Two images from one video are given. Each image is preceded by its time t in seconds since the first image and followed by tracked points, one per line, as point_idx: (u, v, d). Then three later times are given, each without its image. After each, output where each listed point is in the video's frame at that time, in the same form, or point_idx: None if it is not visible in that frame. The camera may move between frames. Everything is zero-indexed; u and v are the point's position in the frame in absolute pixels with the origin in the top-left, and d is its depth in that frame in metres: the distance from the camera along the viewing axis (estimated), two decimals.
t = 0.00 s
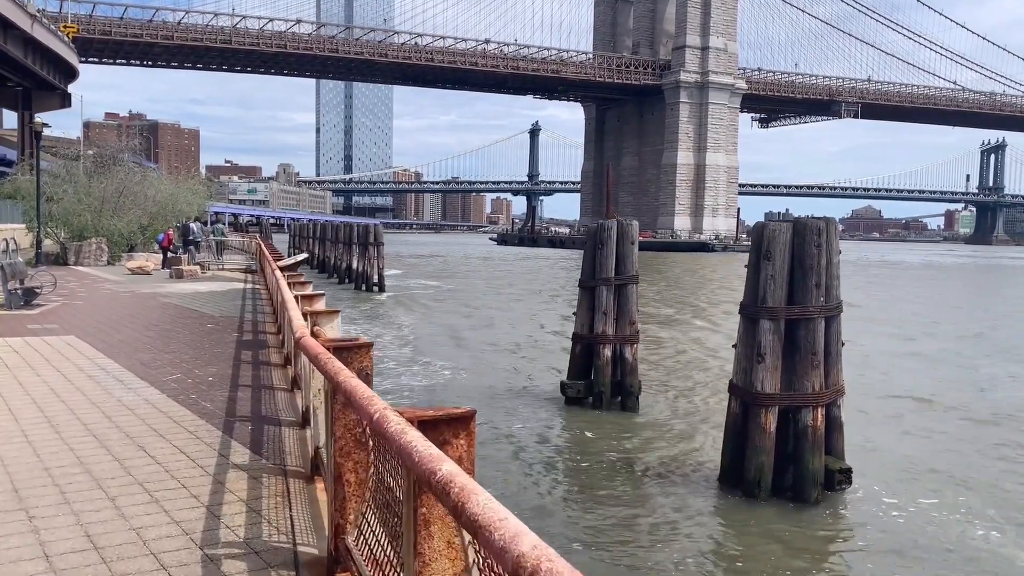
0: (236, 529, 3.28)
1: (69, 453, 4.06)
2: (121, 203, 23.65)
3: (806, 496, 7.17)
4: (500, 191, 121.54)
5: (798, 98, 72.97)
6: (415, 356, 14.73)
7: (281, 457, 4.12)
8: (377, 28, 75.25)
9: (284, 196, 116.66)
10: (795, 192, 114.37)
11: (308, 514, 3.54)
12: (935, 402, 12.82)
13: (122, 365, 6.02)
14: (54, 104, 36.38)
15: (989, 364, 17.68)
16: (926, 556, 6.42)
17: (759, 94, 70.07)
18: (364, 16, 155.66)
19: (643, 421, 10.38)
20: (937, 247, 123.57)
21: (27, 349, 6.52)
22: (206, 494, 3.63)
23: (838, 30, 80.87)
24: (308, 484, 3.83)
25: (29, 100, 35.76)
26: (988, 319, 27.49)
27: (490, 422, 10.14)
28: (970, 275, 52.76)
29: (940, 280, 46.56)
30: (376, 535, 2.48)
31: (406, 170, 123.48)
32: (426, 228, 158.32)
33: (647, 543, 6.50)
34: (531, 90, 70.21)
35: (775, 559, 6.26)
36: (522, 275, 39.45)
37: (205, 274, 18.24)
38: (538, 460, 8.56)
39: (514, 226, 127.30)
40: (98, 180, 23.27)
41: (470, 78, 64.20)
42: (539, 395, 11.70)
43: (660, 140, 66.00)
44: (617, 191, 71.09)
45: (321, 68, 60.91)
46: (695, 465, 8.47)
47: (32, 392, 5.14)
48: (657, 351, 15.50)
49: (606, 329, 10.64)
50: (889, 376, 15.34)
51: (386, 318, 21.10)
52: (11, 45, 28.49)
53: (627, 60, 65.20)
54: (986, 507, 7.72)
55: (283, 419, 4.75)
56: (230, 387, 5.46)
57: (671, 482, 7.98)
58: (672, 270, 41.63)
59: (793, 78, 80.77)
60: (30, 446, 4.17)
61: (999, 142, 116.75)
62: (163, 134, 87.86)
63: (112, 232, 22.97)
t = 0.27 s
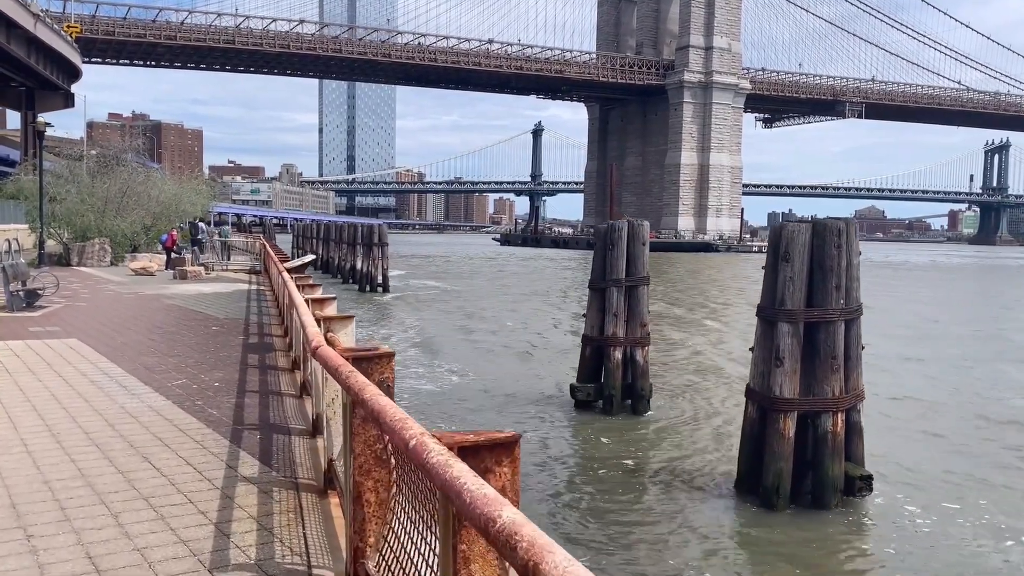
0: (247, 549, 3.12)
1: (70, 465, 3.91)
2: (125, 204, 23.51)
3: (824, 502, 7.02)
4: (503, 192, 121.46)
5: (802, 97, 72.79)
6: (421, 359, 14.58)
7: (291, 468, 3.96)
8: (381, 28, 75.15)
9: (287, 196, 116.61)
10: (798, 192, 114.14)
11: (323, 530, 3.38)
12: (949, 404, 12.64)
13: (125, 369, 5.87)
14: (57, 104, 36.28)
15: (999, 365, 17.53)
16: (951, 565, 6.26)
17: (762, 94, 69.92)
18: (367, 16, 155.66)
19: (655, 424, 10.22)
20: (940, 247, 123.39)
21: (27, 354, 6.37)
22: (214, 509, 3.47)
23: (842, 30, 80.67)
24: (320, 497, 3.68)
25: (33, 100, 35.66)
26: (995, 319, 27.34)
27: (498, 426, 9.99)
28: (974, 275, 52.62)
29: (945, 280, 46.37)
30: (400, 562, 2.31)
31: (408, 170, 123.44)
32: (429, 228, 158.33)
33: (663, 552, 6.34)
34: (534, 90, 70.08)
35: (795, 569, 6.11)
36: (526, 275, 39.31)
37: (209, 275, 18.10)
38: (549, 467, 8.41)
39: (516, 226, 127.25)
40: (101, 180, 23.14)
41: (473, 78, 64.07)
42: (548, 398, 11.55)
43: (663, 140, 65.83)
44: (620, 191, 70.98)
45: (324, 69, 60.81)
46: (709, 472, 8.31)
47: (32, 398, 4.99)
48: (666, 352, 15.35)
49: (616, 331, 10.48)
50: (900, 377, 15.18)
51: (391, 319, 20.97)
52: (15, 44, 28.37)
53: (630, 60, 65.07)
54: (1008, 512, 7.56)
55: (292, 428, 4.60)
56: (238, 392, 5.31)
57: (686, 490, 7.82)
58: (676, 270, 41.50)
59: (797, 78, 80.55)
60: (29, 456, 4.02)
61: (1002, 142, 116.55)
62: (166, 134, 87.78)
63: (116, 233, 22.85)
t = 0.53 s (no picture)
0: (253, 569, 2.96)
1: (69, 477, 3.76)
2: (127, 204, 23.35)
3: (842, 509, 6.84)
4: (505, 192, 121.30)
5: (805, 97, 72.57)
6: (425, 361, 14.42)
7: (299, 480, 3.81)
8: (383, 29, 75.06)
9: (289, 196, 116.54)
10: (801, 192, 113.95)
11: (334, 546, 3.22)
12: (961, 405, 12.47)
13: (127, 373, 5.73)
14: (59, 104, 36.19)
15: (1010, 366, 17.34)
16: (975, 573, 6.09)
17: (765, 94, 69.67)
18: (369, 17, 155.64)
19: (664, 427, 10.08)
20: (943, 248, 123.09)
21: (27, 357, 6.23)
22: (219, 525, 3.32)
23: (845, 30, 80.44)
24: (329, 510, 3.53)
25: (35, 100, 35.54)
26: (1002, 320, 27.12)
27: (505, 430, 9.83)
28: (978, 276, 52.35)
29: (948, 280, 46.21)
30: None
31: (410, 170, 123.31)
32: (431, 228, 158.23)
33: (677, 560, 6.19)
34: (536, 90, 69.89)
35: None
36: (528, 276, 39.16)
37: (211, 276, 17.96)
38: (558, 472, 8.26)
39: (518, 226, 127.20)
40: (103, 180, 23.03)
41: (476, 78, 63.96)
42: (555, 401, 11.39)
43: (666, 140, 65.67)
44: (623, 191, 70.78)
45: (327, 69, 60.71)
46: (721, 477, 8.14)
47: (30, 404, 4.84)
48: (673, 354, 15.17)
49: (625, 333, 10.32)
50: (910, 378, 15.00)
51: (394, 320, 20.81)
52: (16, 44, 28.26)
53: (632, 60, 64.85)
54: None
55: (299, 436, 4.44)
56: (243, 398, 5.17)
57: (699, 496, 7.66)
58: (679, 270, 41.32)
59: (800, 78, 80.37)
60: (25, 467, 3.87)
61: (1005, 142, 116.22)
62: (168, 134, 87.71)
63: (117, 233, 22.73)
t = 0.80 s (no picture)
0: None
1: (61, 488, 3.59)
2: (128, 204, 23.15)
3: (859, 515, 6.67)
4: (506, 192, 121.17)
5: (806, 97, 72.36)
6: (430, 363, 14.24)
7: (303, 492, 3.64)
8: (384, 28, 74.89)
9: (290, 196, 116.42)
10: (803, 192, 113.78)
11: (340, 564, 3.05)
12: (972, 405, 12.29)
13: (125, 377, 5.55)
14: (59, 104, 36.09)
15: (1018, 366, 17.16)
16: None
17: (767, 94, 69.52)
18: (370, 17, 155.40)
19: (673, 430, 9.88)
20: (944, 248, 122.88)
21: (23, 359, 6.05)
22: (219, 541, 3.14)
23: (847, 30, 80.22)
24: (335, 522, 3.36)
25: (35, 100, 35.37)
26: (1007, 320, 26.93)
27: (512, 433, 9.65)
28: (980, 276, 52.17)
29: (951, 280, 46.03)
30: None
31: (411, 170, 123.13)
32: (432, 229, 158.07)
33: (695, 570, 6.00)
34: (537, 90, 69.71)
35: None
36: (530, 276, 38.99)
37: (212, 276, 17.78)
38: (566, 478, 8.07)
39: (519, 227, 127.07)
40: (103, 179, 22.87)
41: (477, 78, 63.79)
42: (562, 405, 11.21)
43: (668, 140, 65.49)
44: (624, 191, 70.59)
45: (328, 69, 60.55)
46: (735, 482, 7.95)
47: (24, 409, 4.67)
48: (679, 355, 15.02)
49: (633, 334, 10.14)
50: (918, 378, 14.83)
51: (397, 321, 20.64)
52: (16, 43, 28.08)
53: (634, 59, 64.65)
54: None
55: (303, 443, 4.28)
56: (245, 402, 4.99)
57: (711, 502, 7.48)
58: (681, 271, 41.14)
59: (801, 77, 80.18)
60: (17, 478, 3.70)
61: (1006, 143, 115.88)
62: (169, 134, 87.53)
63: (118, 233, 22.58)
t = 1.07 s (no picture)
0: None
1: (57, 507, 3.43)
2: (130, 204, 23.03)
3: (877, 525, 6.52)
4: (507, 192, 121.05)
5: (809, 97, 72.18)
6: (435, 365, 14.09)
7: (311, 511, 3.49)
8: (385, 28, 74.75)
9: (291, 196, 116.34)
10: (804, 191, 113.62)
11: None
12: (986, 407, 12.10)
13: (125, 384, 5.39)
14: (61, 104, 36.00)
15: None
16: None
17: (769, 94, 69.35)
18: (371, 17, 155.23)
19: (683, 435, 9.71)
20: (946, 247, 122.67)
21: (20, 366, 5.90)
22: (222, 566, 2.99)
23: (849, 29, 79.99)
24: (344, 544, 3.20)
25: (36, 100, 35.29)
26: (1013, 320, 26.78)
27: (520, 439, 9.46)
28: (983, 276, 52.02)
29: (954, 280, 45.86)
30: None
31: (413, 170, 123.01)
32: (433, 229, 157.95)
33: None
34: (539, 90, 69.57)
35: None
36: (532, 277, 38.86)
37: (214, 278, 17.64)
38: (577, 486, 7.90)
39: (521, 226, 126.91)
40: (105, 179, 22.75)
41: (479, 78, 63.61)
42: (569, 409, 11.05)
43: (670, 139, 65.29)
44: (626, 191, 70.46)
45: (330, 69, 60.40)
46: (748, 489, 7.78)
47: (20, 420, 4.52)
48: (685, 356, 14.88)
49: (641, 338, 9.98)
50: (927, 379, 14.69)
51: (400, 322, 20.51)
52: (17, 43, 27.96)
53: (636, 59, 64.48)
54: None
55: (310, 457, 4.12)
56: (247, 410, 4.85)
57: (725, 510, 7.31)
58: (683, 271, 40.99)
59: (803, 77, 79.98)
60: (11, 495, 3.54)
61: (1008, 142, 115.62)
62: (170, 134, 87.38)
63: (119, 234, 22.46)
